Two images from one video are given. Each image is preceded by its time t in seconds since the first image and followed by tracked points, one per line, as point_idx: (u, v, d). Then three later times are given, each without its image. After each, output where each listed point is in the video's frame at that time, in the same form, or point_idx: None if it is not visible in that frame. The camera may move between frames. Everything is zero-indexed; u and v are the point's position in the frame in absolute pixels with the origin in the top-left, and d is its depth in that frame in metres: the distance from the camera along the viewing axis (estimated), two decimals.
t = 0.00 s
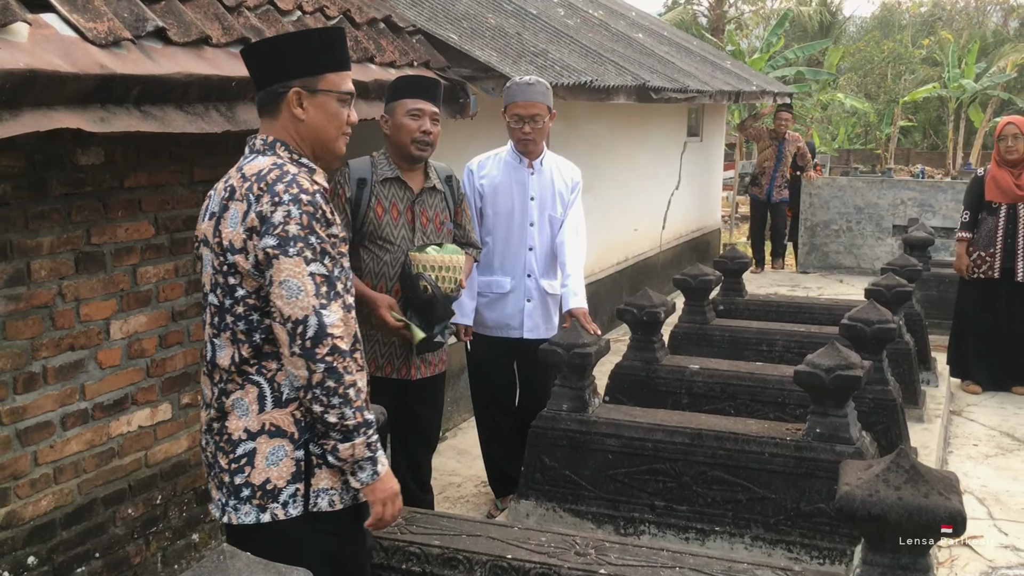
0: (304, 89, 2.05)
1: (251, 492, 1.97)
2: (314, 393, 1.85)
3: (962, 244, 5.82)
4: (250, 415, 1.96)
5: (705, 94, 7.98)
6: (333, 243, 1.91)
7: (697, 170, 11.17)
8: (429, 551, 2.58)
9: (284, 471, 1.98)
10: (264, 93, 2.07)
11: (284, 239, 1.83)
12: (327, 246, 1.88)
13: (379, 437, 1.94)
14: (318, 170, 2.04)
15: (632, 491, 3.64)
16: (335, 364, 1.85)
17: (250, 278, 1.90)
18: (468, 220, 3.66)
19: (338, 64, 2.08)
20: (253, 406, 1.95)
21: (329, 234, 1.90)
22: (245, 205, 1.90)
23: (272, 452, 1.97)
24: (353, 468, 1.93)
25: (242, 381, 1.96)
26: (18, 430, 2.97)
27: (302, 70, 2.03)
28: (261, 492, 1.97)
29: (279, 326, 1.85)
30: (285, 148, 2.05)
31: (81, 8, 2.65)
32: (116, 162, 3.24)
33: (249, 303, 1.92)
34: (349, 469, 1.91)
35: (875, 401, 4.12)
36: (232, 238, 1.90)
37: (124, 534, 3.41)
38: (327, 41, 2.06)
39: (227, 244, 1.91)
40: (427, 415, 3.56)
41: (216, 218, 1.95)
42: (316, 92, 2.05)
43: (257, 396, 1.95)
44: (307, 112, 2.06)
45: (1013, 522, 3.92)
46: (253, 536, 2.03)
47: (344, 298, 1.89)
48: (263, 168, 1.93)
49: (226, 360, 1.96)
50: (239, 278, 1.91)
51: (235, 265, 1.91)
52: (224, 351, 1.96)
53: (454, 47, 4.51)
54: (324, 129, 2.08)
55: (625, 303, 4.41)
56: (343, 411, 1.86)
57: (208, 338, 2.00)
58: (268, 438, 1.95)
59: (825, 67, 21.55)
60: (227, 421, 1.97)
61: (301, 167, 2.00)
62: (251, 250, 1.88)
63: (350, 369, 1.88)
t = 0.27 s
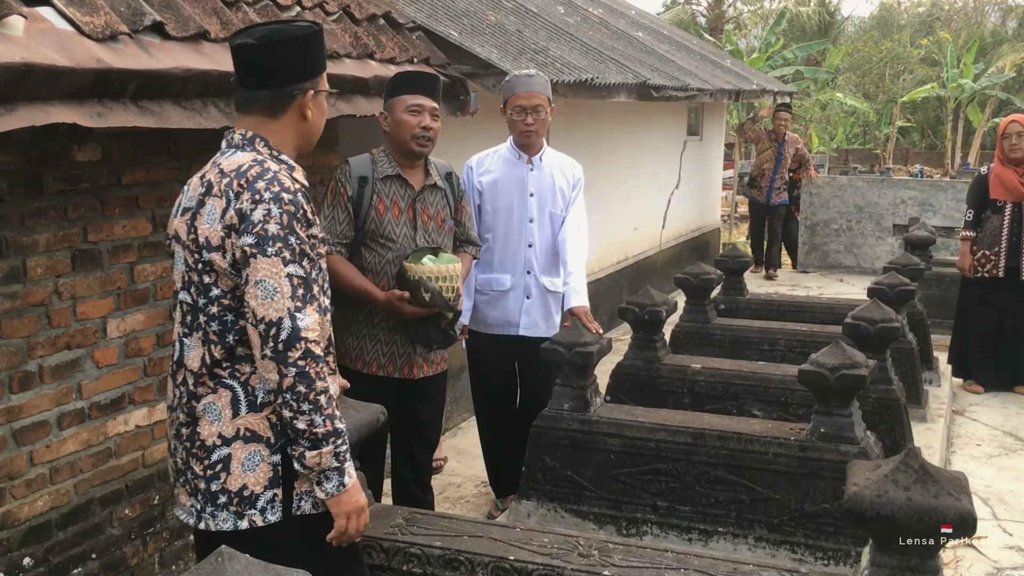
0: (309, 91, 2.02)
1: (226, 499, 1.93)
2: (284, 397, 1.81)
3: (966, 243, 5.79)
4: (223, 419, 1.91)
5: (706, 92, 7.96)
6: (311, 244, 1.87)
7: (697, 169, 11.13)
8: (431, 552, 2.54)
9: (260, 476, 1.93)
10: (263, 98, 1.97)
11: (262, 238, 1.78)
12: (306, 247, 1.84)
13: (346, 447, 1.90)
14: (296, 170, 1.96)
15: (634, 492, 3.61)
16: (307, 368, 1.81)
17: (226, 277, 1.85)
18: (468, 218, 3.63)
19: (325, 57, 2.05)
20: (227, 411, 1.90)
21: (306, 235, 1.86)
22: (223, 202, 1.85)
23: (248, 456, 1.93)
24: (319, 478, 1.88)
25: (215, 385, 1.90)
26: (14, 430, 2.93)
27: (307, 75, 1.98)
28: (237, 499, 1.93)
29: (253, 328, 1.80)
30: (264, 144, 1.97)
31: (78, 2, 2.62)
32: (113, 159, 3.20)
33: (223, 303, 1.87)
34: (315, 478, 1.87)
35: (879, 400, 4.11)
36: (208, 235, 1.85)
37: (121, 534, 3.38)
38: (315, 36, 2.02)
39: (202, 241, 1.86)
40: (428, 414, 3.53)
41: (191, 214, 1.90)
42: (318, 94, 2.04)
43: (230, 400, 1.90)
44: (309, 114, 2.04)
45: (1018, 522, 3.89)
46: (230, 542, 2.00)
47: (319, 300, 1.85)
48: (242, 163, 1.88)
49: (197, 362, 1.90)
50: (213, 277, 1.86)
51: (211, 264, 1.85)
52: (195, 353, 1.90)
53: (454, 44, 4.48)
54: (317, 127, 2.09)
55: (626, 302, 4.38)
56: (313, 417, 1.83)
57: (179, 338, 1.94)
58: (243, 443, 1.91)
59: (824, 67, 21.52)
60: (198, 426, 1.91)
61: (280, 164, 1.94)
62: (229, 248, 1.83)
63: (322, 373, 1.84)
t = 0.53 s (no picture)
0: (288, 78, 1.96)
1: (231, 506, 1.88)
2: (292, 399, 1.78)
3: (972, 243, 5.74)
4: (226, 425, 1.86)
5: (708, 91, 7.92)
6: (308, 240, 1.84)
7: (699, 169, 11.09)
8: (431, 553, 2.50)
9: (264, 482, 1.90)
10: (240, 89, 1.91)
11: (260, 238, 1.74)
12: (304, 244, 1.81)
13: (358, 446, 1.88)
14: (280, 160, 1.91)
15: (637, 493, 3.57)
16: (314, 368, 1.79)
17: (224, 279, 1.80)
18: (470, 216, 3.59)
19: (301, 42, 1.99)
20: (231, 416, 1.86)
21: (303, 231, 1.83)
22: (216, 201, 1.79)
23: (251, 462, 1.89)
24: (332, 477, 1.86)
25: (216, 391, 1.86)
26: (8, 429, 2.89)
27: (285, 62, 1.93)
28: (242, 506, 1.89)
29: (256, 330, 1.76)
30: (249, 137, 1.92)
31: None
32: (110, 155, 3.17)
33: (223, 307, 1.82)
34: (328, 477, 1.85)
35: (884, 400, 4.08)
36: (201, 237, 1.79)
37: (118, 535, 3.34)
38: (291, 22, 1.96)
39: (196, 243, 1.80)
40: (429, 414, 3.50)
41: (180, 216, 1.84)
42: (298, 81, 1.99)
43: (233, 405, 1.86)
44: (289, 102, 1.98)
45: None
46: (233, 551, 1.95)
47: (319, 298, 1.83)
48: (231, 159, 1.82)
49: (194, 367, 1.85)
50: (211, 280, 1.81)
51: (207, 266, 1.80)
52: (189, 359, 1.85)
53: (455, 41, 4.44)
54: (297, 116, 2.03)
55: (629, 301, 4.34)
56: (323, 417, 1.80)
57: (170, 344, 1.88)
58: (247, 448, 1.87)
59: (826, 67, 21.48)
60: (200, 433, 1.86)
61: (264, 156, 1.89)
62: (226, 250, 1.78)
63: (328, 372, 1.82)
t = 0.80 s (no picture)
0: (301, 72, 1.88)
1: (225, 518, 1.83)
2: (317, 419, 1.74)
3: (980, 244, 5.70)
4: (225, 435, 1.82)
5: (712, 90, 7.89)
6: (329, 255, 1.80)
7: (703, 169, 11.04)
8: (432, 557, 2.47)
9: (260, 495, 1.85)
10: (252, 82, 1.82)
11: (291, 258, 1.69)
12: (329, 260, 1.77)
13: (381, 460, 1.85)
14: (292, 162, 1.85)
15: (641, 495, 3.53)
16: (340, 388, 1.75)
17: (246, 295, 1.75)
18: (471, 215, 3.56)
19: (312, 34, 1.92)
20: (234, 425, 1.82)
21: (326, 248, 1.78)
22: (236, 213, 1.71)
23: (247, 474, 1.84)
24: (354, 493, 1.83)
25: (222, 399, 1.81)
26: (6, 430, 2.86)
27: (301, 56, 1.85)
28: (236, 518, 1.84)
29: (281, 350, 1.72)
30: (263, 139, 1.84)
31: None
32: (109, 153, 3.14)
33: (242, 322, 1.77)
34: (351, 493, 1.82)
35: (890, 402, 4.05)
36: (220, 249, 1.72)
37: (117, 538, 3.31)
38: (304, 13, 1.88)
39: (217, 256, 1.72)
40: (431, 415, 3.46)
41: (195, 224, 1.75)
42: (310, 75, 1.91)
43: (238, 414, 1.82)
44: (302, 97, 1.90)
45: None
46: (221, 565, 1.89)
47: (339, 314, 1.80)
48: (253, 169, 1.74)
49: (207, 381, 1.78)
50: (230, 296, 1.75)
51: (229, 281, 1.73)
52: (202, 373, 1.78)
53: (457, 40, 4.41)
54: (307, 112, 1.96)
55: (633, 302, 4.30)
56: (348, 438, 1.76)
57: (176, 354, 1.79)
58: (246, 459, 1.83)
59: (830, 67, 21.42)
60: (198, 440, 1.81)
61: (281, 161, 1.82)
62: (252, 268, 1.72)
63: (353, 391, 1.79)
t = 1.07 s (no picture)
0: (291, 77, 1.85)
1: (228, 524, 1.80)
2: (307, 428, 1.73)
3: (988, 245, 5.65)
4: (226, 442, 1.79)
5: (717, 90, 7.85)
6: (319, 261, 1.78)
7: (708, 169, 10.99)
8: (431, 564, 2.43)
9: (263, 499, 1.83)
10: (245, 77, 1.77)
11: (284, 268, 1.67)
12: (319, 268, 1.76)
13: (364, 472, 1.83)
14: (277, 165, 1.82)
15: (644, 500, 3.49)
16: (330, 397, 1.74)
17: (239, 304, 1.72)
18: (470, 215, 3.53)
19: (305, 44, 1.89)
20: (233, 432, 1.78)
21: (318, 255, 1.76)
22: (229, 222, 1.68)
23: (249, 479, 1.81)
24: (335, 504, 1.81)
25: (220, 407, 1.77)
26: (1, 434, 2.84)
27: (295, 61, 1.82)
28: (239, 524, 1.80)
29: (274, 360, 1.70)
30: (250, 141, 1.79)
31: None
32: (107, 154, 3.11)
33: (239, 332, 1.74)
34: (333, 504, 1.80)
35: (896, 405, 4.00)
36: (213, 260, 1.69)
37: (115, 542, 3.28)
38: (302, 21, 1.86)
39: (210, 267, 1.69)
40: (433, 417, 3.43)
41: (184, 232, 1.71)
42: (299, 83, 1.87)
43: (238, 422, 1.78)
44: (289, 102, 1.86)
45: None
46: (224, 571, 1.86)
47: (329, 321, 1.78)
48: (244, 176, 1.71)
49: (206, 393, 1.75)
50: (224, 305, 1.72)
51: (221, 291, 1.70)
52: (201, 385, 1.74)
53: (460, 39, 4.37)
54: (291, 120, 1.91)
55: (636, 304, 4.26)
56: (335, 447, 1.76)
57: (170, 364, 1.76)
58: (247, 464, 1.80)
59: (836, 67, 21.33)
60: (197, 450, 1.77)
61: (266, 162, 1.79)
62: (247, 278, 1.69)
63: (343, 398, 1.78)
